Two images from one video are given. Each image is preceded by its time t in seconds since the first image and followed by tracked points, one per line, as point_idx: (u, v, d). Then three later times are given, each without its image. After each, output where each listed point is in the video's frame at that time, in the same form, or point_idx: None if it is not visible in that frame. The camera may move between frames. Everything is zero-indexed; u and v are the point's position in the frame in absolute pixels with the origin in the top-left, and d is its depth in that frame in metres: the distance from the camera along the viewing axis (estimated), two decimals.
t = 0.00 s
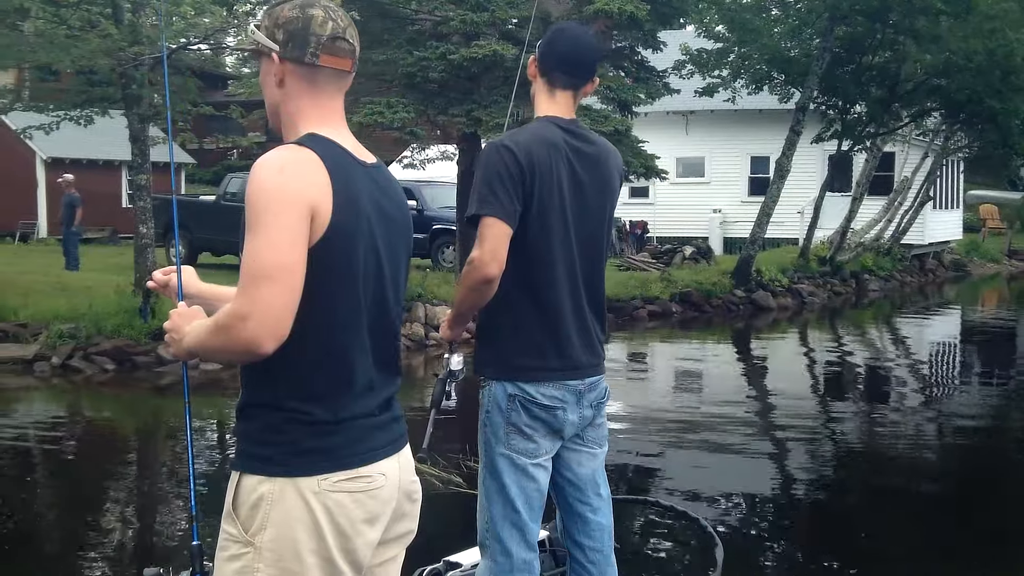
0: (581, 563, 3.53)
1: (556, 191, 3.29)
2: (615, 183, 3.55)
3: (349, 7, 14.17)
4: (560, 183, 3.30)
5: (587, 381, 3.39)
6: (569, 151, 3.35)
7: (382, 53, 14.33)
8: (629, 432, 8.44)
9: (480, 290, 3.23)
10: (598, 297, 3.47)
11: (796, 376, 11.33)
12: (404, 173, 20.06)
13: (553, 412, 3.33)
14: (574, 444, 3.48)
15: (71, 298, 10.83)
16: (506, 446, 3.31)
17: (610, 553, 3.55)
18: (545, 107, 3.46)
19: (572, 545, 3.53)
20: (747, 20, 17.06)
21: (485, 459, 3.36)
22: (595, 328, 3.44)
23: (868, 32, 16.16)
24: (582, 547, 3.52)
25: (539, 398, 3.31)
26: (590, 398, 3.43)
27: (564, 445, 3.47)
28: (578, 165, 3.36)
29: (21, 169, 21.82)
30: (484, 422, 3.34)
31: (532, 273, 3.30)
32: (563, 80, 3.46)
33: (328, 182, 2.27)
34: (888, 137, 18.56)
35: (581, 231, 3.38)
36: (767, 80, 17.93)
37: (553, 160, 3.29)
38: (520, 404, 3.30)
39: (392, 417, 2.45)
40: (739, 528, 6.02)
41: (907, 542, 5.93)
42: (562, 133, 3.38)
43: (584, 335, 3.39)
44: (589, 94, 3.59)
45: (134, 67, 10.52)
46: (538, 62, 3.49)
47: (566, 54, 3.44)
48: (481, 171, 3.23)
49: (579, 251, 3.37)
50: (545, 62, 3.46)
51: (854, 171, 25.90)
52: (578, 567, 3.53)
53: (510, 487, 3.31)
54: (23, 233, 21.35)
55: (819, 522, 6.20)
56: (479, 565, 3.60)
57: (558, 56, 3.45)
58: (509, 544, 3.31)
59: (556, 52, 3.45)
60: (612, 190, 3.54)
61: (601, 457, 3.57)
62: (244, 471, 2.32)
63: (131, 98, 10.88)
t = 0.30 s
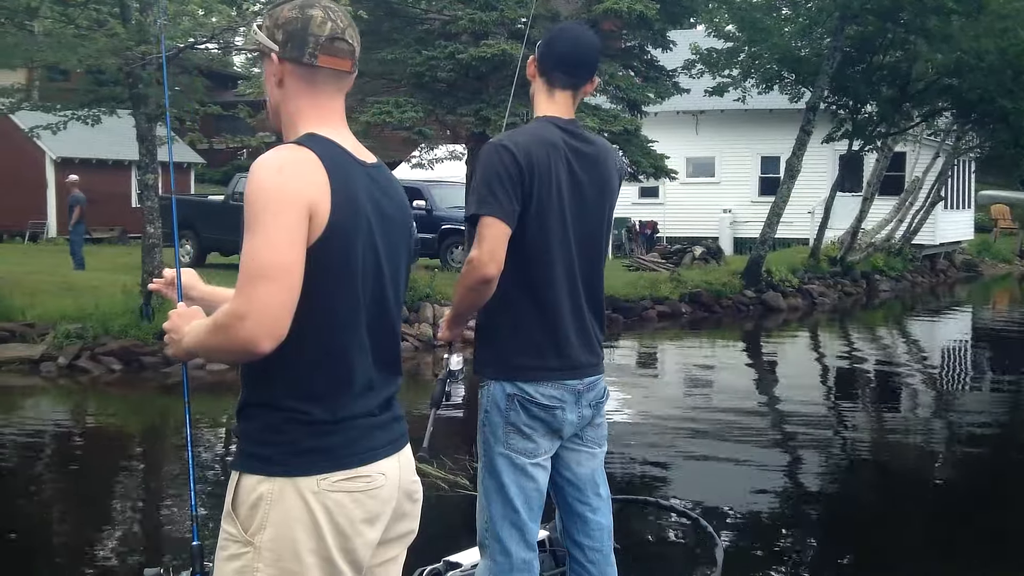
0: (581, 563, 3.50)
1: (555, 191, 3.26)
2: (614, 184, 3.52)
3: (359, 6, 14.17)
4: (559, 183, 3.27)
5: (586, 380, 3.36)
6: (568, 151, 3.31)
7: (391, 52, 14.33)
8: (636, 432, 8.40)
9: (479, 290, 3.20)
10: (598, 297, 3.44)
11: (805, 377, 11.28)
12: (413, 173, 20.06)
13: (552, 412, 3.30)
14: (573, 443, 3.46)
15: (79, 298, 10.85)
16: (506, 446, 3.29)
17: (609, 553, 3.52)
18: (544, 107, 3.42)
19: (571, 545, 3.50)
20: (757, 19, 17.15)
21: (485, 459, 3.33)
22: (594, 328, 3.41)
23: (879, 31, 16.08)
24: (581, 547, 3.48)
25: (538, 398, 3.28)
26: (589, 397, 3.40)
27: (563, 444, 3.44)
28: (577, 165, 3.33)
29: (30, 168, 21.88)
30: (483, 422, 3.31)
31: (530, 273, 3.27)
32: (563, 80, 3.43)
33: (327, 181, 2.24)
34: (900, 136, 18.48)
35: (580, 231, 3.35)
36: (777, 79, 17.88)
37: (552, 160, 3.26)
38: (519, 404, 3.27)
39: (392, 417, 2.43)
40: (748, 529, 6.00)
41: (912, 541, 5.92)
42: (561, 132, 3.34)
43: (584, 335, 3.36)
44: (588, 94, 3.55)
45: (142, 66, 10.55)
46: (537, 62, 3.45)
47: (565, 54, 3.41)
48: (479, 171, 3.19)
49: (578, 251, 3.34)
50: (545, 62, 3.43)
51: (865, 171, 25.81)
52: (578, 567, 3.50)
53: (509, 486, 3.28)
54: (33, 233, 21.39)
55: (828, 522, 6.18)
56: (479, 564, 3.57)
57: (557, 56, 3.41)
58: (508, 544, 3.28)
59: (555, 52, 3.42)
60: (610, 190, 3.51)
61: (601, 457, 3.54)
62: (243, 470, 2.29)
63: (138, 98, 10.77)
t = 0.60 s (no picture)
0: (581, 563, 3.46)
1: (555, 191, 3.23)
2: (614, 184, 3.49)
3: (367, 6, 14.16)
4: (559, 183, 3.24)
5: (586, 380, 3.33)
6: (567, 151, 3.28)
7: (399, 52, 14.31)
8: (644, 434, 8.37)
9: (477, 290, 3.18)
10: (597, 297, 3.41)
11: (814, 378, 11.22)
12: (422, 172, 20.05)
13: (552, 412, 3.27)
14: (573, 443, 3.43)
15: (86, 298, 10.86)
16: (505, 446, 3.26)
17: (608, 552, 3.49)
18: (543, 108, 3.39)
19: (570, 545, 3.47)
20: (767, 18, 16.99)
21: (484, 459, 3.29)
22: (594, 329, 3.38)
23: (890, 31, 15.99)
24: (581, 547, 3.45)
25: (538, 398, 3.25)
26: (589, 397, 3.37)
27: (562, 444, 3.41)
28: (577, 165, 3.29)
29: (38, 168, 21.93)
30: (482, 421, 3.28)
31: (530, 273, 3.24)
32: (562, 80, 3.39)
33: (324, 181, 2.22)
34: (911, 136, 18.42)
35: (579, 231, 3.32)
36: (788, 79, 17.83)
37: (551, 160, 3.23)
38: (519, 404, 3.24)
39: (392, 417, 2.40)
40: (758, 532, 5.94)
41: (919, 541, 5.89)
42: (561, 132, 3.31)
43: (584, 335, 3.32)
44: (586, 95, 3.52)
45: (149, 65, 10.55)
46: (537, 62, 3.42)
47: (565, 53, 3.38)
48: (478, 172, 3.17)
49: (578, 251, 3.31)
50: (545, 62, 3.39)
51: (876, 171, 25.72)
52: (578, 567, 3.46)
53: (509, 486, 3.25)
54: (42, 233, 21.46)
55: (838, 522, 6.16)
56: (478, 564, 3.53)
57: (556, 56, 3.38)
58: (508, 544, 3.25)
59: (555, 51, 3.38)
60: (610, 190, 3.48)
61: (600, 457, 3.50)
62: (242, 471, 2.26)
63: (145, 98, 10.80)
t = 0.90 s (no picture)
0: (581, 563, 3.44)
1: (555, 192, 3.21)
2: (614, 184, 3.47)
3: (376, 6, 14.15)
4: (560, 183, 3.22)
5: (587, 380, 3.30)
6: (567, 151, 3.26)
7: (408, 51, 14.27)
8: (652, 434, 8.35)
9: (478, 291, 3.15)
10: (599, 297, 3.38)
11: (823, 379, 11.17)
12: (431, 172, 20.05)
13: (552, 412, 3.25)
14: (573, 444, 3.40)
15: (94, 298, 10.88)
16: (506, 446, 3.23)
17: (609, 553, 3.46)
18: (542, 108, 3.37)
19: (571, 545, 3.44)
20: (778, 18, 17.00)
21: (484, 459, 3.27)
22: (595, 329, 3.35)
23: (901, 30, 15.89)
24: (582, 548, 3.42)
25: (538, 398, 3.22)
26: (589, 397, 3.34)
27: (563, 444, 3.38)
28: (576, 166, 3.27)
29: (49, 168, 21.93)
30: (483, 421, 3.26)
31: (529, 274, 3.21)
32: (561, 79, 3.36)
33: (314, 180, 2.23)
34: (922, 136, 18.33)
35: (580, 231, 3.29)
36: (798, 79, 17.78)
37: (551, 160, 3.20)
38: (519, 404, 3.21)
39: (386, 417, 2.41)
40: (766, 532, 5.91)
41: (934, 541, 5.89)
42: (560, 132, 3.29)
43: (584, 336, 3.30)
44: (585, 94, 3.49)
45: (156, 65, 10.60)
46: (535, 61, 3.39)
47: (564, 53, 3.35)
48: (478, 173, 3.14)
49: (579, 252, 3.28)
50: (544, 61, 3.37)
51: (887, 172, 25.63)
52: (578, 567, 3.43)
53: (509, 486, 3.23)
54: (52, 233, 21.42)
55: (851, 522, 6.16)
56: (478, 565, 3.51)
57: (556, 55, 3.35)
58: (508, 544, 3.23)
59: (555, 50, 3.35)
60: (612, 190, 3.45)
61: (601, 457, 3.47)
62: (234, 470, 2.29)
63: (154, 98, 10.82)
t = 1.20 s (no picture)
0: (581, 564, 3.41)
1: (558, 192, 3.18)
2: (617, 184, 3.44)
3: (384, 5, 14.13)
4: (561, 184, 3.19)
5: (589, 380, 3.28)
6: (569, 151, 3.23)
7: (417, 51, 14.26)
8: (659, 435, 8.34)
9: (480, 292, 3.11)
10: (600, 296, 3.35)
11: (832, 379, 11.14)
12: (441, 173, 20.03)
13: (554, 412, 3.22)
14: (574, 444, 3.37)
15: (101, 298, 10.91)
16: (507, 446, 3.21)
17: (610, 553, 3.43)
18: (544, 107, 3.34)
19: (572, 546, 3.41)
20: (788, 16, 16.92)
21: (485, 459, 3.24)
22: (596, 328, 3.32)
23: (912, 29, 15.82)
24: (582, 549, 3.39)
25: (539, 398, 3.20)
26: (591, 397, 3.32)
27: (563, 445, 3.35)
28: (578, 166, 3.24)
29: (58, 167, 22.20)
30: (484, 421, 3.24)
31: (531, 276, 3.19)
32: (562, 79, 3.34)
33: (298, 179, 2.34)
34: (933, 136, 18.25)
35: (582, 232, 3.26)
36: (808, 78, 17.73)
37: (553, 160, 3.18)
38: (521, 404, 3.19)
39: (380, 417, 2.50)
40: (778, 536, 5.86)
41: (947, 544, 5.83)
42: (562, 132, 3.26)
43: (586, 336, 3.27)
44: (587, 93, 3.46)
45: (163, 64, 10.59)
46: (536, 61, 3.37)
47: (564, 52, 3.32)
48: (482, 174, 3.11)
49: (580, 252, 3.25)
50: (544, 61, 3.34)
51: (898, 172, 25.52)
52: (578, 567, 3.40)
53: (511, 486, 3.20)
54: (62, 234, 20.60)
55: (861, 524, 6.12)
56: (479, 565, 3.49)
57: (556, 55, 3.32)
58: (509, 545, 3.21)
59: (554, 50, 3.32)
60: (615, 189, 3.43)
61: (601, 457, 3.45)
62: (228, 470, 2.38)
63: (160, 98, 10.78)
